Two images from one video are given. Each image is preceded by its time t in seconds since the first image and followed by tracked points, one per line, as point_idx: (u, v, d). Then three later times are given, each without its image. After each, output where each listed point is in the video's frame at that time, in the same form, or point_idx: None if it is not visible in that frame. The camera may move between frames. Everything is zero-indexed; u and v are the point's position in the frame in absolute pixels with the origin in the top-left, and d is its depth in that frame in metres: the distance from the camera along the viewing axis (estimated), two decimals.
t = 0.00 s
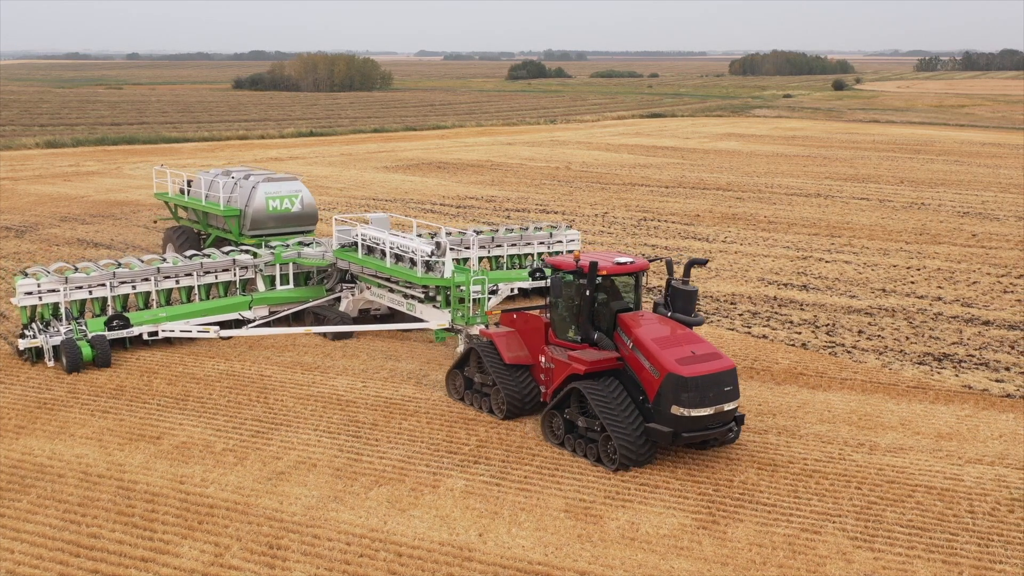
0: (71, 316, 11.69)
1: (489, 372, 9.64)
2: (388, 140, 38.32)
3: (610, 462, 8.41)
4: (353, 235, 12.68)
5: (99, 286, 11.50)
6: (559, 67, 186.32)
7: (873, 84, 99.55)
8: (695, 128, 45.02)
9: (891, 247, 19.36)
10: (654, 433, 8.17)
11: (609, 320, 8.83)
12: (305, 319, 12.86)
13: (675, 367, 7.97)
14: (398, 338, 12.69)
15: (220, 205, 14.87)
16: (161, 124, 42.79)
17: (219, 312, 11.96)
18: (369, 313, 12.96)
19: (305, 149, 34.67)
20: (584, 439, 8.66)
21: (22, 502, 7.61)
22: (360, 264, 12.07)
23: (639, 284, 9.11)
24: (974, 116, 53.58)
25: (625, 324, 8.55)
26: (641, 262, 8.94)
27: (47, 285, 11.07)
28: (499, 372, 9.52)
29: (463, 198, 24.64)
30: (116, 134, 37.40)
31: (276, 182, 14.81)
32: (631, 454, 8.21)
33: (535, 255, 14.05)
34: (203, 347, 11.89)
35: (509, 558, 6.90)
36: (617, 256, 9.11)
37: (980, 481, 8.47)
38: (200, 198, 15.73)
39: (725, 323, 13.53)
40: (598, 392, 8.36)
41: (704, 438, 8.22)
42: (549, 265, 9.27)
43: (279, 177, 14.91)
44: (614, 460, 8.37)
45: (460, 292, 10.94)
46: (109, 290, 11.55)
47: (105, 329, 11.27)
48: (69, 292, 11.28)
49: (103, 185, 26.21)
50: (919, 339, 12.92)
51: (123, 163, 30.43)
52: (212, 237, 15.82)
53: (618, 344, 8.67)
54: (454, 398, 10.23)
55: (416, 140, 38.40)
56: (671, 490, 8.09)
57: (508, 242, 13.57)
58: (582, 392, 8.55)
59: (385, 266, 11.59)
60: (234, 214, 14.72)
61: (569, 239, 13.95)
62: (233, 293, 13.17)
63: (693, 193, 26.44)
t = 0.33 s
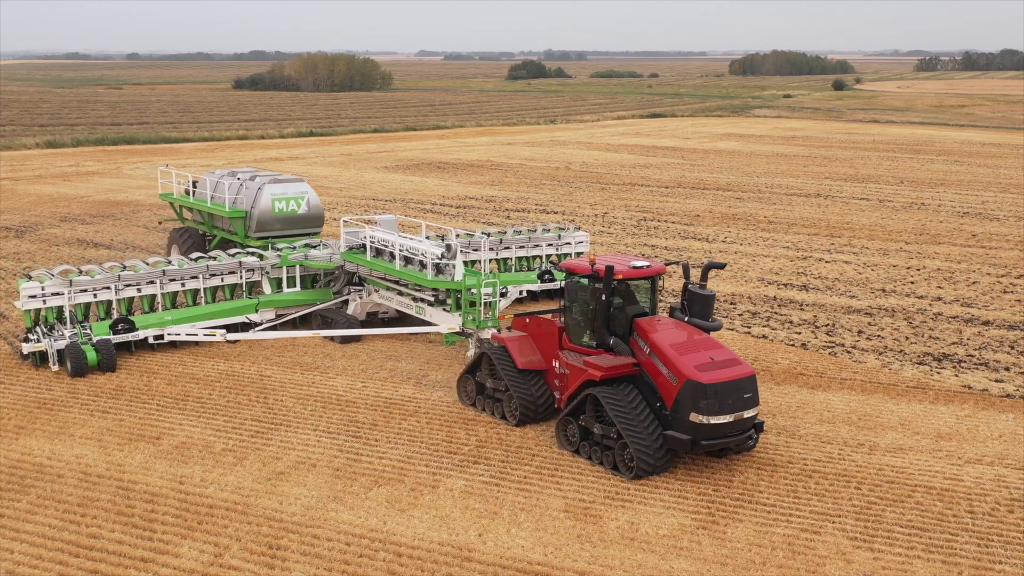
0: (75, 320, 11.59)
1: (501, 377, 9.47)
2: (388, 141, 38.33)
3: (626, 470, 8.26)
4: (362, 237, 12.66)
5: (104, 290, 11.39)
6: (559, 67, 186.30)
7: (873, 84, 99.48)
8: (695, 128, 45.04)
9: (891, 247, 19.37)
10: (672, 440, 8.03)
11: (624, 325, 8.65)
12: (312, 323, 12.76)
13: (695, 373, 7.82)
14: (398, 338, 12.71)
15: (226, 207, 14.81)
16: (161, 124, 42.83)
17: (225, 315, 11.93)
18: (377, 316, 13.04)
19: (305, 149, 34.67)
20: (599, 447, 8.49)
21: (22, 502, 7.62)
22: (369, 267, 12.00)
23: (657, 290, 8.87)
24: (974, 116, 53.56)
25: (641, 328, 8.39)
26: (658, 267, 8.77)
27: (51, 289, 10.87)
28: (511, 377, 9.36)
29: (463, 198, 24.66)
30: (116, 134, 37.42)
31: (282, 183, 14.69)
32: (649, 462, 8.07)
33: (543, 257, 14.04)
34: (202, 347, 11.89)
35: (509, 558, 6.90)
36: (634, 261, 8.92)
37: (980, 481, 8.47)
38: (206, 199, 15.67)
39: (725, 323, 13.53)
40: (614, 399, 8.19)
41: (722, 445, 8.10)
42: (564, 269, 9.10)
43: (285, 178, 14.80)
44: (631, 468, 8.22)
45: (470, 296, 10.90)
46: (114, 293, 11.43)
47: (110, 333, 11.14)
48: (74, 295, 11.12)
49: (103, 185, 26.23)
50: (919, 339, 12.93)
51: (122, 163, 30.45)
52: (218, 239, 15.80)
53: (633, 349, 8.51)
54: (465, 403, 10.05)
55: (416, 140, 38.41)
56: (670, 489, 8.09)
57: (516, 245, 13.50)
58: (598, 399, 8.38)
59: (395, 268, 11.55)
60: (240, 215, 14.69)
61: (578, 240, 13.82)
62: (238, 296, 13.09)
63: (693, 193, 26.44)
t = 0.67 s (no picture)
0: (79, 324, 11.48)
1: (514, 383, 9.29)
2: (388, 141, 38.33)
3: (644, 479, 8.10)
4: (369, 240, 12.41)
5: (109, 293, 11.28)
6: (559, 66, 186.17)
7: (873, 84, 99.33)
8: (695, 128, 45.00)
9: (890, 247, 19.36)
10: (692, 449, 7.85)
11: (641, 330, 8.50)
12: (319, 326, 12.63)
13: (713, 380, 7.64)
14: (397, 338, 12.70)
15: (232, 208, 14.65)
16: (161, 124, 42.84)
17: (232, 318, 11.75)
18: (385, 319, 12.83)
19: (304, 149, 34.67)
20: (616, 454, 8.33)
21: (21, 503, 7.61)
22: (376, 269, 11.72)
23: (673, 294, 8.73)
24: (974, 116, 53.49)
25: (658, 334, 8.25)
26: (674, 271, 8.62)
27: (55, 292, 10.80)
28: (525, 382, 9.18)
29: (463, 198, 24.66)
30: (116, 134, 37.42)
31: (289, 184, 14.56)
32: (668, 470, 7.88)
33: (552, 258, 13.97)
34: (202, 348, 11.89)
35: (509, 559, 6.90)
36: (650, 265, 8.75)
37: (980, 482, 8.47)
38: (211, 200, 15.55)
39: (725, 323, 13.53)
40: (632, 407, 8.02)
41: (743, 454, 7.90)
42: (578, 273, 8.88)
43: (291, 179, 14.66)
44: (649, 476, 8.05)
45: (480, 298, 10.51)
46: (119, 296, 11.31)
47: (115, 337, 10.97)
48: (79, 299, 11.04)
49: (103, 185, 26.23)
50: (919, 339, 12.93)
51: (122, 163, 30.45)
52: (223, 240, 15.69)
53: (651, 355, 8.36)
54: (477, 409, 9.87)
55: (416, 140, 38.39)
56: (671, 490, 8.09)
57: (525, 247, 13.47)
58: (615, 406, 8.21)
59: (404, 271, 11.21)
60: (246, 217, 14.51)
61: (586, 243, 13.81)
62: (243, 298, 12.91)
63: (693, 193, 26.44)
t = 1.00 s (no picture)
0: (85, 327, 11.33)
1: (528, 388, 9.13)
2: (388, 140, 38.29)
3: (663, 487, 7.96)
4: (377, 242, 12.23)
5: (114, 295, 11.11)
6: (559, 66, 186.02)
7: (872, 84, 99.15)
8: (695, 128, 44.95)
9: (890, 247, 19.36)
10: (712, 457, 7.68)
11: (658, 335, 8.29)
12: (326, 329, 12.44)
13: (735, 387, 7.47)
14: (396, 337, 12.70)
15: (238, 210, 14.51)
16: (161, 124, 42.82)
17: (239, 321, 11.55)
18: (394, 322, 12.55)
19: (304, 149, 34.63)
20: (633, 462, 8.18)
21: (22, 503, 7.61)
22: (385, 272, 11.58)
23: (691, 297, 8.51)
24: (974, 116, 53.40)
25: (676, 339, 8.06)
26: (693, 274, 8.37)
27: (60, 295, 10.69)
28: (539, 389, 9.03)
29: (463, 198, 24.64)
30: (116, 134, 37.39)
31: (295, 185, 14.37)
32: (686, 479, 7.74)
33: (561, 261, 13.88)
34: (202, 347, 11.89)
35: (508, 559, 6.90)
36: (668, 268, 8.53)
37: (979, 481, 8.48)
38: (217, 201, 15.43)
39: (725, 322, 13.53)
40: (650, 414, 7.86)
41: (764, 462, 7.72)
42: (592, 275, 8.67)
43: (297, 180, 14.47)
44: (668, 485, 7.91)
45: (492, 301, 10.43)
46: (124, 299, 11.16)
47: (120, 340, 10.87)
48: (84, 301, 10.89)
49: (102, 185, 26.22)
50: (919, 339, 12.93)
51: (122, 163, 30.44)
52: (228, 241, 15.58)
53: (669, 361, 8.17)
54: (490, 414, 9.73)
55: (416, 140, 38.35)
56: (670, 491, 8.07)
57: (534, 249, 13.37)
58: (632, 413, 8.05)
59: (413, 274, 11.08)
60: (252, 218, 14.37)
61: (597, 243, 13.78)
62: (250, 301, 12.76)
63: (693, 193, 26.41)
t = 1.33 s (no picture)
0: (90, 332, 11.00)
1: (541, 394, 8.99)
2: (387, 140, 38.27)
3: (682, 496, 7.80)
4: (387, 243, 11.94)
5: (120, 299, 10.89)
6: (560, 66, 185.87)
7: (872, 84, 99.00)
8: (695, 128, 44.91)
9: (890, 247, 19.35)
10: (733, 466, 7.51)
11: (676, 339, 8.17)
12: (334, 333, 12.40)
13: (757, 394, 7.30)
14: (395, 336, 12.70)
15: (244, 211, 14.37)
16: (161, 124, 42.79)
17: (247, 324, 11.50)
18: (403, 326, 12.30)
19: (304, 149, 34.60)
20: (652, 470, 8.02)
21: (22, 503, 7.61)
22: (394, 275, 11.32)
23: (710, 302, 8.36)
24: (974, 116, 53.33)
25: (695, 345, 7.90)
26: (712, 279, 8.23)
27: (64, 298, 10.45)
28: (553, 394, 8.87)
29: (463, 198, 24.62)
30: (116, 134, 37.37)
31: (302, 187, 14.22)
32: (706, 488, 7.58)
33: (572, 263, 13.70)
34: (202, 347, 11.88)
35: (508, 559, 6.89)
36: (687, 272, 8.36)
37: (979, 481, 8.47)
38: (223, 202, 15.35)
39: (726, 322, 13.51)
40: (668, 420, 7.70)
41: (787, 471, 7.55)
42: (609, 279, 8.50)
43: (304, 182, 14.32)
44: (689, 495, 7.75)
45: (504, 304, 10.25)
46: (130, 302, 10.94)
47: (126, 343, 10.74)
48: (89, 304, 10.66)
49: (102, 185, 26.20)
50: (919, 339, 12.92)
51: (122, 163, 30.42)
52: (234, 243, 15.48)
53: (688, 367, 8.00)
54: (502, 420, 9.56)
55: (416, 140, 38.32)
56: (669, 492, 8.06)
57: (543, 251, 13.22)
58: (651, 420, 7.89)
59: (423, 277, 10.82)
60: (257, 220, 14.21)
61: (605, 246, 13.51)
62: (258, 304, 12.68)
63: (693, 193, 26.39)
